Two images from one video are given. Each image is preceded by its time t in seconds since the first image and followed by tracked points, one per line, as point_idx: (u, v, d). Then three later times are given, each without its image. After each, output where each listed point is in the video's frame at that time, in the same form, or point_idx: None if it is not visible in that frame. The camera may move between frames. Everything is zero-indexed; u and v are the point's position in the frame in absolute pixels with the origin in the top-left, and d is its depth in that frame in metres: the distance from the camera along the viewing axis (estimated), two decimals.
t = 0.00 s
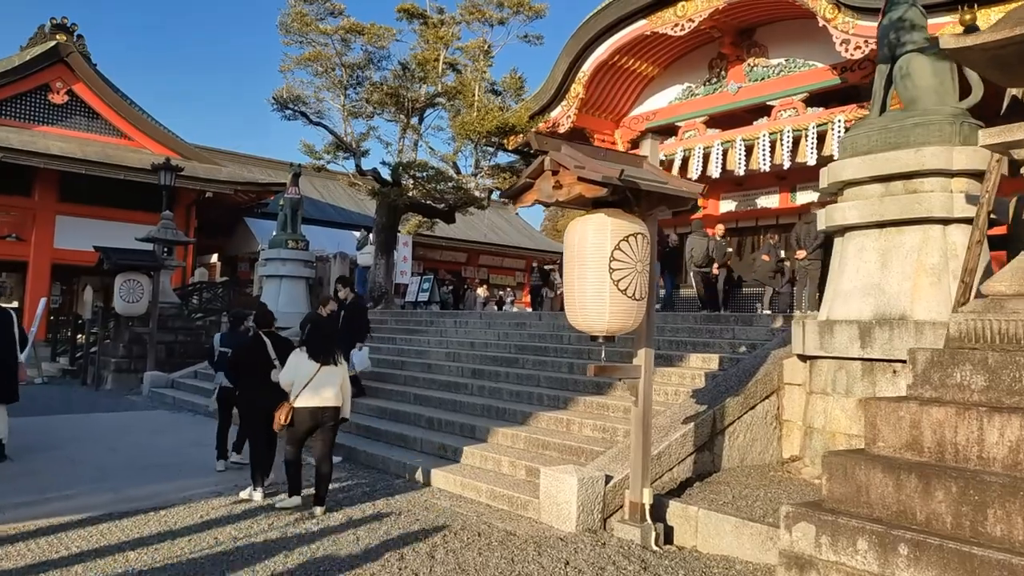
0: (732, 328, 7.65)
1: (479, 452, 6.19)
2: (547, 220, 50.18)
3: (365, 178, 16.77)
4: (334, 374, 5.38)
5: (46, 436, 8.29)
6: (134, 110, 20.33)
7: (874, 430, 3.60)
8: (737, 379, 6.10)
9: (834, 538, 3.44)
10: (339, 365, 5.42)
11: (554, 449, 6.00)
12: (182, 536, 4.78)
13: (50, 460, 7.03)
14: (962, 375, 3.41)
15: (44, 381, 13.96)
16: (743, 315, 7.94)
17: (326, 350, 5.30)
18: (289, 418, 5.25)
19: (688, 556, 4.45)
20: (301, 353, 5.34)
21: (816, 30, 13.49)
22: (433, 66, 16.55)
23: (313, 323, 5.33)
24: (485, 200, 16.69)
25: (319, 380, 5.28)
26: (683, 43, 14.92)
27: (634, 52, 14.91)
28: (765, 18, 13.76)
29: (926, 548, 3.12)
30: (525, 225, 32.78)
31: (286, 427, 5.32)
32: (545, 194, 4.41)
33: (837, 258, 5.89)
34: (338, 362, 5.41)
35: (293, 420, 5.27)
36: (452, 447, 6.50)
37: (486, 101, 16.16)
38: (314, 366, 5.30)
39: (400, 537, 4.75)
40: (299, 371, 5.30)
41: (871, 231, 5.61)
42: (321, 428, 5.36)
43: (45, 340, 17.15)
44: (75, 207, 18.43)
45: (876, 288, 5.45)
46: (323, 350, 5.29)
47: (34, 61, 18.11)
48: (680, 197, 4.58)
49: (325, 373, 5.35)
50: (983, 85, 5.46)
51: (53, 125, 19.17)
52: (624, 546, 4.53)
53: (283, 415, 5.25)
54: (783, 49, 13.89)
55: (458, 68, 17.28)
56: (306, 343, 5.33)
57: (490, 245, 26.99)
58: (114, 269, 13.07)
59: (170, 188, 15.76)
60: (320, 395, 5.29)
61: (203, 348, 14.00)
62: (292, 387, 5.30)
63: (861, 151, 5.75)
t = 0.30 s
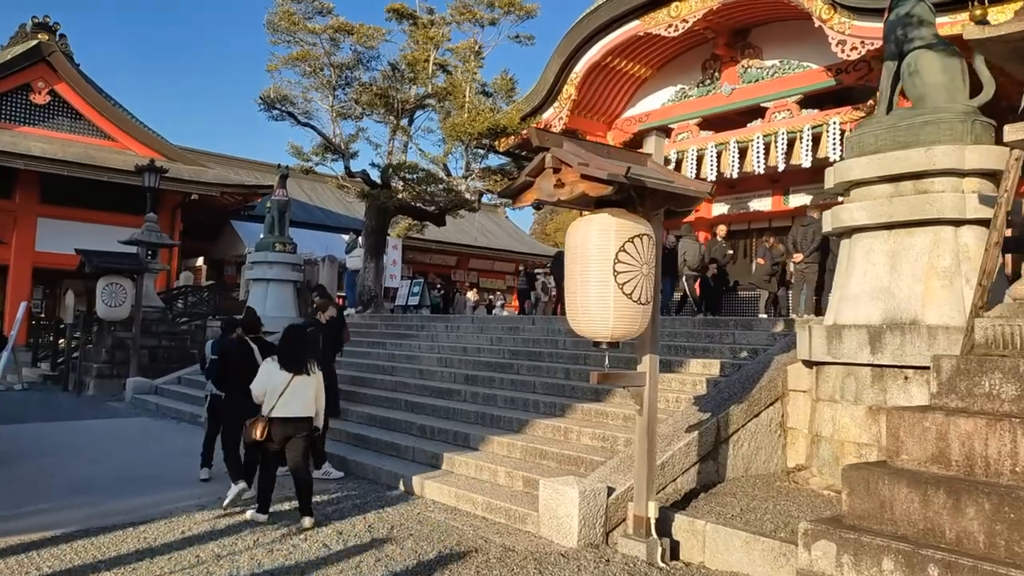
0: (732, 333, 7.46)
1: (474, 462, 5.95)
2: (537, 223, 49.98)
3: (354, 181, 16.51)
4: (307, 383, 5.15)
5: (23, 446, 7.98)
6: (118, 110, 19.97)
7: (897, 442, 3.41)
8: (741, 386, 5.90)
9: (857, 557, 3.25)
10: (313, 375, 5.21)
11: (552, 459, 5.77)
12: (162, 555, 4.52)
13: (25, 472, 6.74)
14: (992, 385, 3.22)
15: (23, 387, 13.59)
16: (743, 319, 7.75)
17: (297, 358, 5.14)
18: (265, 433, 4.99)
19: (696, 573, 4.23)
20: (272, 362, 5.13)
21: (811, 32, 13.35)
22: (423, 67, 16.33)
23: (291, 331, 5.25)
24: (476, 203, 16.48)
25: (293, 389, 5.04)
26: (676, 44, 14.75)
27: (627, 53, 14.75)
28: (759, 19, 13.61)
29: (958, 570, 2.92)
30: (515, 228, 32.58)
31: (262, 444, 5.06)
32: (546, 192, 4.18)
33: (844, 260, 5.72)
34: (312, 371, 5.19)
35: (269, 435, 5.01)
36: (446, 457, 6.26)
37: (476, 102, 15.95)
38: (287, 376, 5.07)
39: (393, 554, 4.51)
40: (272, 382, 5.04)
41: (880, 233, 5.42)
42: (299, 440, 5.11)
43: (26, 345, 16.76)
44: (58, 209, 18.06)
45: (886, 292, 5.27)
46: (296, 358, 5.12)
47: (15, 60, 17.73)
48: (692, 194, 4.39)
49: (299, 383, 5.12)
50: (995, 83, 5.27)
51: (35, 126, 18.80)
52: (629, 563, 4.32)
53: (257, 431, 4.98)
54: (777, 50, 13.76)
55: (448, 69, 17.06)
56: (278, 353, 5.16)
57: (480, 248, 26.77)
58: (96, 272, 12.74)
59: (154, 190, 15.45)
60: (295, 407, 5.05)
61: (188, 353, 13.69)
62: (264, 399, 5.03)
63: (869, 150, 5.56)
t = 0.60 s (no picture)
0: (732, 338, 7.29)
1: (470, 472, 5.72)
2: (525, 228, 49.82)
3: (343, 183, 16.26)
4: (276, 386, 5.14)
5: None
6: (101, 111, 19.61)
7: (923, 453, 3.22)
8: (745, 392, 5.71)
9: None
10: (284, 378, 5.21)
11: (551, 469, 5.57)
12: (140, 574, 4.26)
13: None
14: None
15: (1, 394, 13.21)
16: (743, 324, 7.59)
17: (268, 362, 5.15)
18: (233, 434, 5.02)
19: None
20: (241, 364, 5.15)
21: (806, 34, 13.22)
22: (413, 68, 16.11)
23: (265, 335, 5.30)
24: (466, 206, 16.29)
25: (260, 392, 5.04)
26: (669, 46, 14.61)
27: (619, 55, 14.60)
28: (752, 22, 13.50)
29: None
30: (504, 232, 32.39)
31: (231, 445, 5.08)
32: (548, 192, 3.98)
33: (852, 264, 5.55)
34: (282, 374, 5.19)
35: (237, 437, 5.04)
36: (440, 467, 6.02)
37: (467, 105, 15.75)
38: (255, 379, 5.08)
39: (385, 572, 4.28)
40: (239, 384, 5.06)
41: (890, 235, 5.25)
42: (269, 445, 5.11)
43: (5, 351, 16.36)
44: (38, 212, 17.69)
45: (897, 296, 5.11)
46: (266, 361, 5.14)
47: None
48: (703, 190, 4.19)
49: (267, 385, 5.12)
50: (1007, 80, 5.11)
51: (15, 127, 18.41)
52: None
53: (226, 433, 5.01)
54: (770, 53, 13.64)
55: (438, 71, 16.86)
56: (248, 354, 5.18)
57: (470, 253, 26.55)
58: (77, 276, 12.42)
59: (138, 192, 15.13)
60: (263, 410, 5.05)
61: (172, 359, 13.37)
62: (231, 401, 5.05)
63: (877, 150, 5.40)
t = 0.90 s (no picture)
0: (732, 344, 7.14)
1: (465, 485, 5.52)
2: (511, 232, 49.65)
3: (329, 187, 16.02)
4: (258, 397, 4.92)
5: None
6: (82, 114, 19.25)
7: (952, 468, 3.06)
8: (749, 401, 5.56)
9: None
10: (265, 388, 4.98)
11: (549, 481, 5.37)
12: None
13: None
14: None
15: None
16: (742, 330, 7.44)
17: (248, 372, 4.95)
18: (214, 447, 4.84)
19: None
20: (221, 375, 4.94)
21: (797, 38, 13.14)
22: (401, 71, 15.91)
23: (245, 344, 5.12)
24: (455, 211, 16.10)
25: (240, 404, 4.84)
26: (660, 50, 14.50)
27: (610, 59, 14.46)
28: (742, 25, 13.34)
29: None
30: (492, 238, 32.23)
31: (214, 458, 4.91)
32: (551, 192, 3.79)
33: (858, 269, 5.41)
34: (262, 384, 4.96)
35: (219, 449, 4.86)
36: (434, 479, 5.80)
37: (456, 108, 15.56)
38: (234, 390, 4.86)
39: None
40: (218, 395, 4.85)
41: (897, 239, 5.11)
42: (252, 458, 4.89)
43: None
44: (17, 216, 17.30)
45: (906, 301, 4.96)
46: (246, 372, 4.92)
47: None
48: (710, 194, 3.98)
49: (247, 397, 4.90)
50: (1018, 80, 4.96)
51: None
52: None
53: (208, 446, 4.84)
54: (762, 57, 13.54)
55: (426, 75, 16.67)
56: (228, 365, 4.97)
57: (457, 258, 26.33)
58: (56, 281, 12.09)
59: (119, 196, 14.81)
60: (243, 422, 4.84)
61: (154, 366, 13.06)
62: (210, 413, 4.85)
63: (884, 152, 5.26)
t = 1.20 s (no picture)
0: (726, 351, 7.01)
1: (456, 499, 5.32)
2: (495, 237, 49.45)
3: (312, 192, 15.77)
4: (241, 403, 4.90)
5: None
6: (58, 116, 18.84)
7: (974, 483, 2.91)
8: (748, 410, 5.41)
9: None
10: (247, 394, 4.96)
11: (543, 494, 5.20)
12: None
13: None
14: None
15: None
16: (736, 336, 7.32)
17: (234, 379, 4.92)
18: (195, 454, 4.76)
19: None
20: (202, 381, 4.85)
21: (784, 43, 13.06)
22: (386, 74, 15.70)
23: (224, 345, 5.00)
24: (440, 216, 15.91)
25: (225, 410, 4.79)
26: (647, 54, 14.39)
27: (596, 63, 14.33)
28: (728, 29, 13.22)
29: None
30: (476, 243, 32.06)
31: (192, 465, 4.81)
32: (549, 194, 3.61)
33: (858, 274, 5.27)
34: (246, 390, 4.94)
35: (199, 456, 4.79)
36: (423, 493, 5.60)
37: (441, 112, 15.38)
38: (219, 396, 4.81)
39: None
40: (202, 402, 4.77)
41: (899, 244, 4.96)
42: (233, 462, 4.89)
43: None
44: None
45: (909, 308, 4.82)
46: (230, 379, 4.88)
47: None
48: (718, 197, 3.82)
49: (231, 403, 4.86)
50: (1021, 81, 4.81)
51: None
52: None
53: (188, 453, 4.73)
54: (748, 62, 13.46)
55: (411, 78, 16.48)
56: (210, 370, 4.89)
57: (442, 263, 26.11)
58: (30, 288, 11.74)
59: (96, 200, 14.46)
60: (227, 428, 4.81)
61: (132, 375, 12.72)
62: (191, 420, 4.77)
63: (884, 154, 5.10)
